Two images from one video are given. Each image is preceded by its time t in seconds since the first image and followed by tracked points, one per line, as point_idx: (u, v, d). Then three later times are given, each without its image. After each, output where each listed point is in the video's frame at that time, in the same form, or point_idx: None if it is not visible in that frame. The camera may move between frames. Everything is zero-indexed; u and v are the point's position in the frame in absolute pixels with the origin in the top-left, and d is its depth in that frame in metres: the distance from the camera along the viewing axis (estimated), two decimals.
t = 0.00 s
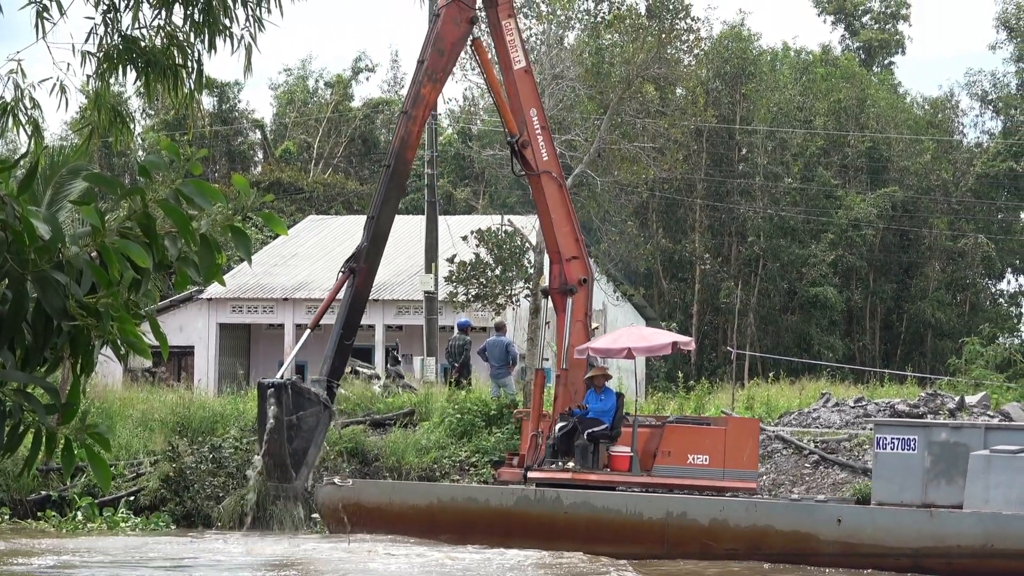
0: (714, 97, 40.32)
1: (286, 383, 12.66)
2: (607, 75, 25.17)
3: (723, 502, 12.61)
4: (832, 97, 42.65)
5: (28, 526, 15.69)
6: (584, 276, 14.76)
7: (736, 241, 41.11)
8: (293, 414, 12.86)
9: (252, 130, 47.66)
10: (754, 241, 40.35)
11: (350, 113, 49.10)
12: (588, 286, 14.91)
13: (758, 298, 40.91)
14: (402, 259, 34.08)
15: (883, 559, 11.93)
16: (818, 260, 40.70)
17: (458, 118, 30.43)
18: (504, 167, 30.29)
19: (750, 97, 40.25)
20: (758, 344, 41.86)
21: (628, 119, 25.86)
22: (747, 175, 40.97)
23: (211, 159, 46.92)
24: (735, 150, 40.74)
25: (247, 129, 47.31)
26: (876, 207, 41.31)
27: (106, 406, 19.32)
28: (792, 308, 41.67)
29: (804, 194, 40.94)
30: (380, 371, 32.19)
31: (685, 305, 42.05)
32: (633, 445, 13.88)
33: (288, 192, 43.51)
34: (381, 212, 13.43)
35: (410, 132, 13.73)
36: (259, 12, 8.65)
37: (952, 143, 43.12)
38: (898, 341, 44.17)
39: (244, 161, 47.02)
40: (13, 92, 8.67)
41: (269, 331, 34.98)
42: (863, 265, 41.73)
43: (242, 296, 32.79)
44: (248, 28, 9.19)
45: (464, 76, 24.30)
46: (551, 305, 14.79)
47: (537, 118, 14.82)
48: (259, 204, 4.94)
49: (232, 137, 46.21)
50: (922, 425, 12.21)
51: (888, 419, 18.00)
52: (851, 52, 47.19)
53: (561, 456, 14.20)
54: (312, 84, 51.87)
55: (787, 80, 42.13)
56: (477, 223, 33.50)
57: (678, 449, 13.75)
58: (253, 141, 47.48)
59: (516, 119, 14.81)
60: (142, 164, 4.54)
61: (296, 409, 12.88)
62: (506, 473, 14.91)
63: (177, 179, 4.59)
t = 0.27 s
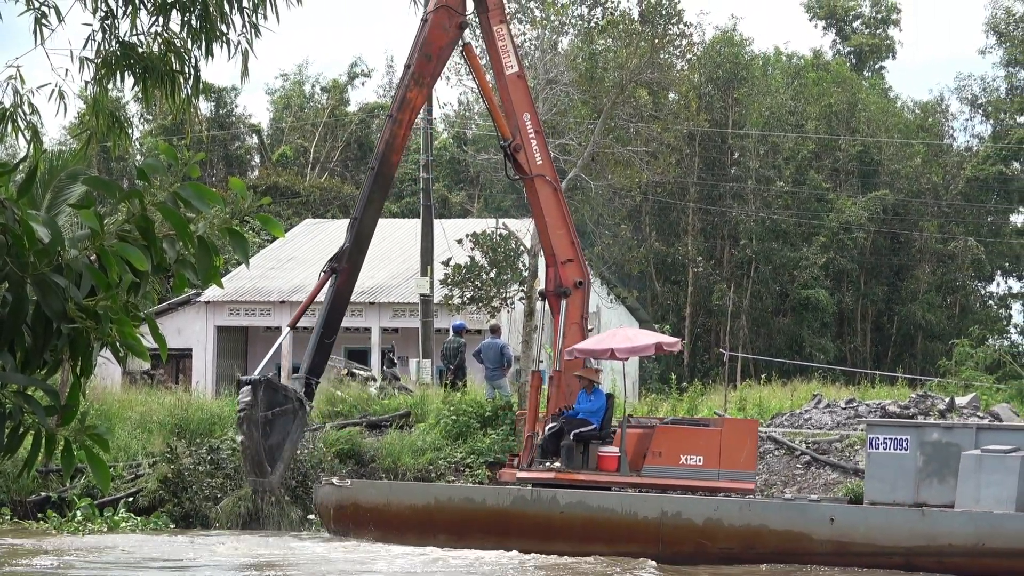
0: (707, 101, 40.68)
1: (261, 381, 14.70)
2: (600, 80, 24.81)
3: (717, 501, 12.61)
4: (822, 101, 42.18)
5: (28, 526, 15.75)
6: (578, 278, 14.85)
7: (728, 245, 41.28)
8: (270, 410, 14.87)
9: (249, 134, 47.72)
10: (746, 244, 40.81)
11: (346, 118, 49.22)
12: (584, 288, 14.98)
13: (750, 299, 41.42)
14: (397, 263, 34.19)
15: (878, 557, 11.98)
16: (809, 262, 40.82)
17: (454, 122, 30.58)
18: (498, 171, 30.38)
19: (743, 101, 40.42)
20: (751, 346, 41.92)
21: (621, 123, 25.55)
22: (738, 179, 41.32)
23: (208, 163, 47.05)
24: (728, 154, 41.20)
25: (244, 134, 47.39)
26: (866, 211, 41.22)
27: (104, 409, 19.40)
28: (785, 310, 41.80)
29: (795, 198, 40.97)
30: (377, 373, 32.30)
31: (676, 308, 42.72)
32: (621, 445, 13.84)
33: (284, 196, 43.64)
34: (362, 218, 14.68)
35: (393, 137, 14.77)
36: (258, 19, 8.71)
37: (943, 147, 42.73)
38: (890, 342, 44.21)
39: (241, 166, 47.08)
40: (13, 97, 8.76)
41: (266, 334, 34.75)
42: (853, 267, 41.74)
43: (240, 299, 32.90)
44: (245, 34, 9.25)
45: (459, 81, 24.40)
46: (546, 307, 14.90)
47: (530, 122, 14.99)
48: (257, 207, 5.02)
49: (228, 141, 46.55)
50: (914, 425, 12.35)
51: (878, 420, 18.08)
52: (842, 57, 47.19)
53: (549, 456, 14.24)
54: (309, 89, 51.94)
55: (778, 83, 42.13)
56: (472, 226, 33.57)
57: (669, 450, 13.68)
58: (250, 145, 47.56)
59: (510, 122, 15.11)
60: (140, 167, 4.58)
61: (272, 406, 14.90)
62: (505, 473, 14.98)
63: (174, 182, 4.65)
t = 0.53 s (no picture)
0: (698, 108, 40.83)
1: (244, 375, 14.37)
2: (593, 87, 24.77)
3: (708, 498, 12.67)
4: (810, 108, 42.67)
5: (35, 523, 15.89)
6: (575, 280, 15.02)
7: (717, 247, 41.58)
8: (251, 407, 14.51)
9: (251, 141, 47.99)
10: (735, 246, 40.90)
11: (345, 124, 49.55)
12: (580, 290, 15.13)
13: (739, 301, 41.35)
14: (395, 265, 34.40)
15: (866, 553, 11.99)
16: (797, 265, 40.81)
17: (450, 127, 30.87)
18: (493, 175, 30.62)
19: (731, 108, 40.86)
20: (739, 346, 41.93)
21: (613, 130, 25.63)
22: (728, 184, 41.40)
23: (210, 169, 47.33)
24: (717, 159, 41.16)
25: (246, 140, 47.65)
26: (853, 215, 41.42)
27: (109, 408, 19.59)
28: (772, 311, 41.76)
29: (783, 202, 41.17)
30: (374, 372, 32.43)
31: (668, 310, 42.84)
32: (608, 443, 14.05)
33: (285, 201, 43.88)
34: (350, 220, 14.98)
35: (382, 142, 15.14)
36: (258, 28, 8.88)
37: (927, 152, 43.48)
38: (874, 343, 43.96)
39: (243, 171, 47.30)
40: (19, 104, 8.94)
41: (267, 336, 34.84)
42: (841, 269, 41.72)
43: (241, 301, 33.08)
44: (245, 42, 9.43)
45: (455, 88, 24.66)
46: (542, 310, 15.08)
47: (524, 129, 15.28)
48: (259, 210, 5.25)
49: (231, 147, 46.29)
50: (900, 423, 12.48)
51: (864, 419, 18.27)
52: (829, 65, 47.46)
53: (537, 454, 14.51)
54: (309, 96, 52.21)
55: (766, 91, 42.19)
56: (469, 229, 33.78)
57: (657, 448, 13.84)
58: (251, 151, 47.79)
59: (503, 128, 15.39)
60: (143, 171, 4.74)
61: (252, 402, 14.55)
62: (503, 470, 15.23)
63: (177, 187, 4.83)
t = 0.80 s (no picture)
0: (688, 113, 40.98)
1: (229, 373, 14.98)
2: (587, 92, 25.19)
3: (703, 494, 12.82)
4: (798, 112, 43.08)
5: (45, 521, 16.05)
6: (571, 282, 15.17)
7: (709, 248, 41.60)
8: (235, 402, 15.16)
9: (252, 146, 48.20)
10: (725, 248, 40.81)
11: (345, 130, 49.82)
12: (576, 291, 15.29)
13: (730, 301, 41.32)
14: (394, 267, 34.58)
15: (858, 548, 12.11)
16: (786, 266, 40.81)
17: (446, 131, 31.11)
18: (489, 180, 30.91)
19: (722, 113, 41.00)
20: (730, 344, 42.13)
21: (607, 134, 26.03)
22: (720, 186, 41.54)
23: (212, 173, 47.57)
24: (709, 162, 41.42)
25: (247, 146, 47.87)
26: (841, 216, 41.64)
27: (115, 408, 19.78)
28: (763, 310, 41.84)
29: (773, 203, 41.35)
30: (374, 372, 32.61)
31: (661, 309, 42.93)
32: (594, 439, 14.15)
33: (286, 205, 44.11)
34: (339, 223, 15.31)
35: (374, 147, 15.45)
36: (258, 37, 9.03)
37: (913, 155, 43.48)
38: (863, 342, 44.20)
39: (245, 176, 47.48)
40: (25, 112, 9.13)
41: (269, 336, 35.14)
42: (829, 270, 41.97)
43: (244, 303, 33.27)
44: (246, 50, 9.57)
45: (452, 94, 24.92)
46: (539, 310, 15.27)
47: (519, 133, 15.49)
48: (261, 215, 5.37)
49: (233, 153, 47.07)
50: (889, 420, 12.59)
51: (853, 415, 18.43)
52: (817, 70, 47.62)
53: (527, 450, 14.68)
54: (309, 102, 52.39)
55: (756, 95, 42.49)
56: (466, 232, 33.97)
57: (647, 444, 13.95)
58: (253, 157, 47.99)
59: (499, 133, 15.59)
60: (147, 177, 4.94)
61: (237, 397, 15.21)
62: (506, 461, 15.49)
63: (180, 192, 5.02)
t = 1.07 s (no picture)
0: (681, 114, 41.60)
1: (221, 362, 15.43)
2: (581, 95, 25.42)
3: (699, 491, 12.92)
4: (789, 113, 43.05)
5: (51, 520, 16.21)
6: (573, 282, 15.26)
7: (703, 247, 41.70)
8: (229, 392, 15.47)
9: (252, 151, 48.39)
10: (718, 247, 41.22)
11: (344, 135, 50.04)
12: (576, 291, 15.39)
13: (723, 298, 41.75)
14: (393, 269, 34.71)
15: (851, 543, 12.20)
16: (780, 264, 41.13)
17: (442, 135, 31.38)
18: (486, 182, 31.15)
19: (713, 114, 41.56)
20: (724, 341, 42.58)
21: (601, 136, 26.63)
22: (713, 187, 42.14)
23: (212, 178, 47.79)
24: (701, 163, 42.03)
25: (248, 151, 48.07)
26: (832, 214, 41.50)
27: (120, 409, 19.96)
28: (757, 308, 42.17)
29: (765, 203, 41.57)
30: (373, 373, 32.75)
31: (655, 307, 42.77)
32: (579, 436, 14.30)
33: (285, 209, 44.28)
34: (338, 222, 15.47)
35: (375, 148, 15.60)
36: (257, 44, 9.16)
37: (901, 154, 43.28)
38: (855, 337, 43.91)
39: (245, 181, 47.69)
40: (28, 119, 9.27)
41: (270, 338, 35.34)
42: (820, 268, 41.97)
43: (244, 306, 33.41)
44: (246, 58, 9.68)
45: (448, 98, 25.12)
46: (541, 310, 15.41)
47: (521, 136, 15.63)
48: (261, 218, 5.50)
49: (233, 157, 46.32)
50: (882, 416, 12.63)
51: (847, 410, 18.56)
52: (807, 71, 47.82)
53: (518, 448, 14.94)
54: (308, 108, 52.67)
55: (747, 97, 42.64)
56: (463, 234, 34.12)
57: (635, 441, 14.00)
58: (253, 162, 48.19)
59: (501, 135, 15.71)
60: (149, 183, 5.07)
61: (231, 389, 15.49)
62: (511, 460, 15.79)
63: (182, 197, 5.13)
